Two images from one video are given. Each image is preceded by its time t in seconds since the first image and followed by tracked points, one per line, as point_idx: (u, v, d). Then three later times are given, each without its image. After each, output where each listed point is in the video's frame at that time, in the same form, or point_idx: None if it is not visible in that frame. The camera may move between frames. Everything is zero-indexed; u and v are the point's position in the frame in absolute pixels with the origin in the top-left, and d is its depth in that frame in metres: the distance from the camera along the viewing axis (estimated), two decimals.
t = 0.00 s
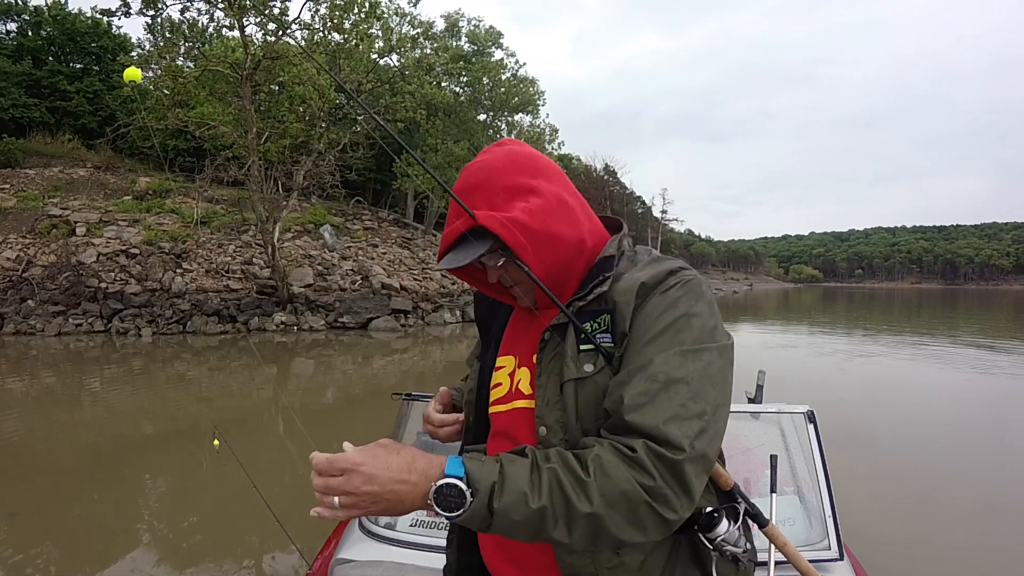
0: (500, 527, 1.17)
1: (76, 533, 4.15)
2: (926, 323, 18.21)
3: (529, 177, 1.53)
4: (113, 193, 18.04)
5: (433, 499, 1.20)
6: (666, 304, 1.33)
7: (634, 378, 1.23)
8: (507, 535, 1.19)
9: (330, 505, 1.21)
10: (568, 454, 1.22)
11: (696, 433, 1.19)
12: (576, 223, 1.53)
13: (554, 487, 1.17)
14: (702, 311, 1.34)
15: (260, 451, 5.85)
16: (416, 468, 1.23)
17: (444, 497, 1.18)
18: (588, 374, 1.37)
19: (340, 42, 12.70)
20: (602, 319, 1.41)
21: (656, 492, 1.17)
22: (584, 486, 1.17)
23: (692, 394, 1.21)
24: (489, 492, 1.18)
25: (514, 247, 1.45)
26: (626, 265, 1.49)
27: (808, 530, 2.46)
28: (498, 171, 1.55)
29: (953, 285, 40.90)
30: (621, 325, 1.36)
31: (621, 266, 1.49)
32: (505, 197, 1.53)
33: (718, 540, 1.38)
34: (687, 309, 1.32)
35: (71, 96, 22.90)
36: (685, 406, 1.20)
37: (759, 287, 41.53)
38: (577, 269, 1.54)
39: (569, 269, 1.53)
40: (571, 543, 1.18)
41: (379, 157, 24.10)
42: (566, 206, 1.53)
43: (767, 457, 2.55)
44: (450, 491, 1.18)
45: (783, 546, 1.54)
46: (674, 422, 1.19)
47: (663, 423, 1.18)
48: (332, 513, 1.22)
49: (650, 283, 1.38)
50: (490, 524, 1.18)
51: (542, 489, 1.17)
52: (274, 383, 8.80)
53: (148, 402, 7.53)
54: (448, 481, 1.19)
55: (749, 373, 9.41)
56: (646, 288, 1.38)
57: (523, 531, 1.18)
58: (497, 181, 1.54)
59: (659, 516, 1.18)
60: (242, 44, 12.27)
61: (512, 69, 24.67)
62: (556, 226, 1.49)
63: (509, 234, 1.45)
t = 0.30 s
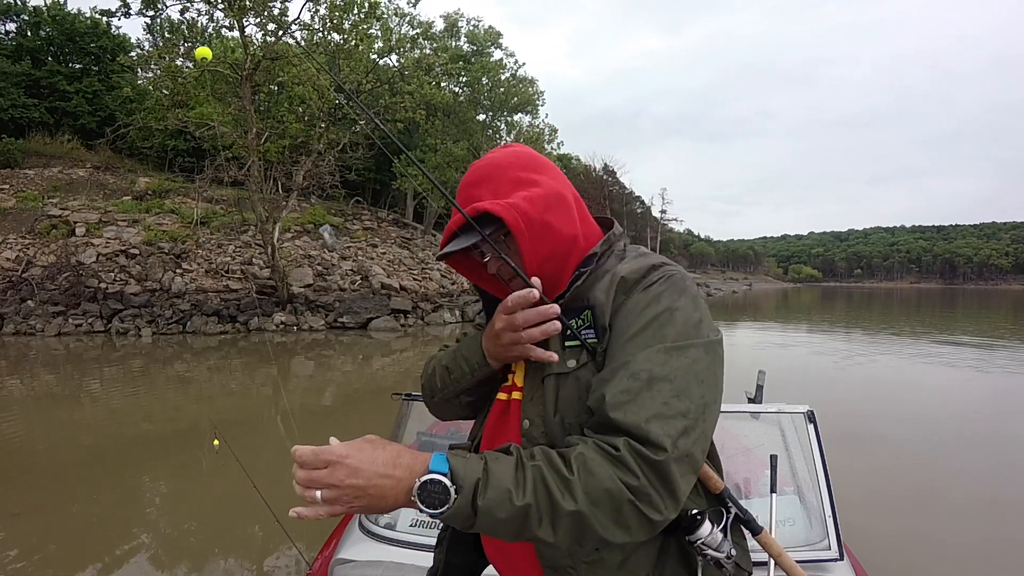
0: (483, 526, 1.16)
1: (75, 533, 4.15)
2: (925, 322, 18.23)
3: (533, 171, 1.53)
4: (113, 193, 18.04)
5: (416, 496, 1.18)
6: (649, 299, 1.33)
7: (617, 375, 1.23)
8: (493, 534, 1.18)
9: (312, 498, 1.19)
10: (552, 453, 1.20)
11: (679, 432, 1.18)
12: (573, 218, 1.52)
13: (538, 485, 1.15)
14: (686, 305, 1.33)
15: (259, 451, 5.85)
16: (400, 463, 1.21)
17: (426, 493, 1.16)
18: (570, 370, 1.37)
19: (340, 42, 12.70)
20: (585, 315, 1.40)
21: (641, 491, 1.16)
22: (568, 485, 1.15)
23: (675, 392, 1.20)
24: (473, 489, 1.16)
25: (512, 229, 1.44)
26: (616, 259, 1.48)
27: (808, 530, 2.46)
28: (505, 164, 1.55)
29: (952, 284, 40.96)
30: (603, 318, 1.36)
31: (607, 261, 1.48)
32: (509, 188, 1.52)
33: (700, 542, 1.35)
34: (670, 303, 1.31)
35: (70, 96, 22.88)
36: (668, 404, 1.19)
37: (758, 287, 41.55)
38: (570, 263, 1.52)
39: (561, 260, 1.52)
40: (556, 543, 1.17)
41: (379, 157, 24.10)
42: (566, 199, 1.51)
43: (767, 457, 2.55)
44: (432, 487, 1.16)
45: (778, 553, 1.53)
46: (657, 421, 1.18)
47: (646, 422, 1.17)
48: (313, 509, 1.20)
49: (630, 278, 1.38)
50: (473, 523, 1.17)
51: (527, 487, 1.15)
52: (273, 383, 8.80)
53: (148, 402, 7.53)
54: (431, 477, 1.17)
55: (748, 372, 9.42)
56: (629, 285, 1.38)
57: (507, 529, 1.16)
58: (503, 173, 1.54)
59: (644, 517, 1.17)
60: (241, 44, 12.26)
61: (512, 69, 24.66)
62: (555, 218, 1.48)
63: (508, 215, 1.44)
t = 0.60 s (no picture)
0: (566, 544, 1.06)
1: (73, 533, 4.13)
2: (925, 322, 18.24)
3: (533, 174, 1.51)
4: (112, 192, 18.04)
5: (484, 520, 1.08)
6: (659, 300, 1.26)
7: (655, 378, 1.15)
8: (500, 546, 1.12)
9: (369, 514, 1.09)
10: (619, 460, 1.11)
11: (732, 421, 1.13)
12: (572, 221, 1.52)
13: (617, 493, 1.07)
14: (696, 299, 1.28)
15: (259, 451, 5.83)
16: (469, 486, 1.09)
17: (498, 513, 1.07)
18: (574, 378, 1.32)
19: (340, 41, 12.69)
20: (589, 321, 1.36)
21: (719, 484, 1.09)
22: (648, 489, 1.07)
23: (719, 385, 1.14)
24: (552, 504, 1.07)
25: (522, 233, 1.41)
26: (615, 259, 1.47)
27: (808, 530, 2.46)
28: (503, 164, 1.52)
29: (951, 284, 41.03)
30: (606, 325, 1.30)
31: (610, 261, 1.48)
32: (510, 191, 1.49)
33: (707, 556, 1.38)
34: (679, 301, 1.25)
35: (70, 95, 22.86)
36: (717, 397, 1.13)
37: (757, 287, 41.63)
38: (569, 266, 1.53)
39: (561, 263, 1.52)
40: (643, 555, 1.07)
41: (379, 157, 24.12)
42: (564, 203, 1.51)
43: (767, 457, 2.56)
44: (504, 506, 1.07)
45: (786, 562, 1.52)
46: (712, 416, 1.11)
47: (703, 418, 1.10)
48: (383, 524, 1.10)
49: (636, 282, 1.33)
50: (554, 542, 1.07)
51: (609, 497, 1.07)
52: (273, 381, 8.79)
53: (148, 401, 7.52)
54: (502, 497, 1.08)
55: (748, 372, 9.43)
56: (632, 287, 1.33)
57: (591, 545, 1.07)
58: (502, 174, 1.51)
59: (724, 511, 1.10)
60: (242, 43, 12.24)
61: (512, 69, 24.67)
62: (557, 223, 1.47)
63: (518, 221, 1.40)
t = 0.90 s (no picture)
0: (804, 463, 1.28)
1: (74, 532, 4.13)
2: (925, 324, 18.22)
3: (540, 171, 1.54)
4: (112, 192, 18.04)
5: (749, 469, 1.22)
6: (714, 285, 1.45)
7: (768, 341, 1.37)
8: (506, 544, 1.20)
9: (634, 509, 1.21)
10: (788, 390, 1.34)
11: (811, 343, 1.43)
12: (577, 221, 1.56)
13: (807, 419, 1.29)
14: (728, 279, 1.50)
15: (260, 450, 5.84)
16: (724, 446, 1.21)
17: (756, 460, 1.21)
18: (612, 381, 1.42)
19: (340, 42, 12.71)
20: (631, 326, 1.45)
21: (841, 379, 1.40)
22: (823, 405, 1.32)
23: (788, 327, 1.42)
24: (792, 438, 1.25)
25: (537, 229, 1.42)
26: (629, 261, 1.55)
27: (808, 530, 2.46)
28: (509, 161, 1.54)
29: (950, 286, 40.96)
30: (658, 326, 1.43)
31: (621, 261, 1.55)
32: (519, 187, 1.50)
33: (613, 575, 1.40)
34: (725, 282, 1.46)
35: (70, 95, 22.85)
36: (795, 336, 1.41)
37: (757, 288, 41.59)
38: (575, 265, 1.55)
39: (569, 261, 1.52)
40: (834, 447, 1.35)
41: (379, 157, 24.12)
42: (571, 201, 1.54)
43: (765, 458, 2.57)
44: (763, 452, 1.21)
45: None
46: (805, 344, 1.40)
47: (806, 346, 1.39)
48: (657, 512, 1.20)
49: (680, 277, 1.47)
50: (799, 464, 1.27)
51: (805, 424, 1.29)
52: (274, 381, 8.82)
53: (149, 401, 7.53)
54: (762, 441, 1.21)
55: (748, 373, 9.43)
56: (677, 280, 1.48)
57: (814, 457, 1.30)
58: (508, 170, 1.52)
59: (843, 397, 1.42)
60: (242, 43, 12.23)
61: (512, 69, 24.68)
62: (567, 222, 1.51)
63: (534, 216, 1.41)
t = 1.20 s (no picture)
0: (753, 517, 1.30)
1: (74, 533, 4.13)
2: (924, 323, 18.25)
3: (566, 169, 1.55)
4: (112, 192, 18.05)
5: (706, 510, 1.25)
6: (724, 309, 1.45)
7: (753, 382, 1.37)
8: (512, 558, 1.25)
9: (595, 555, 1.24)
10: (751, 438, 1.35)
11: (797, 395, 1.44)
12: (597, 222, 1.58)
13: (774, 470, 1.31)
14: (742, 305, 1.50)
15: (260, 450, 5.84)
16: (674, 489, 1.26)
17: (716, 499, 1.24)
18: (626, 392, 1.41)
19: (340, 42, 12.73)
20: (651, 337, 1.45)
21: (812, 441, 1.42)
22: (789, 460, 1.34)
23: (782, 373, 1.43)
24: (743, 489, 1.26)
25: (566, 232, 1.43)
26: (646, 269, 1.56)
27: (808, 530, 2.46)
28: (534, 158, 1.53)
29: (949, 285, 41.00)
30: (676, 341, 1.43)
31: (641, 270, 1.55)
32: (544, 185, 1.51)
33: None
34: (737, 309, 1.46)
35: (70, 95, 22.85)
36: (786, 384, 1.41)
37: (757, 287, 41.61)
38: (593, 267, 1.56)
39: (589, 263, 1.53)
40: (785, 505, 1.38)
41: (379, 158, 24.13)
42: (591, 203, 1.57)
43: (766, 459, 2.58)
44: (721, 492, 1.24)
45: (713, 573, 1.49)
46: (794, 397, 1.41)
47: (793, 399, 1.39)
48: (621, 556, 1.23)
49: (699, 292, 1.47)
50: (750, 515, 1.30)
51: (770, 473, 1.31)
52: (274, 381, 8.82)
53: (148, 401, 7.53)
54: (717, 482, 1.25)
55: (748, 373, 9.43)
56: (694, 295, 1.48)
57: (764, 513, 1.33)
58: (535, 168, 1.51)
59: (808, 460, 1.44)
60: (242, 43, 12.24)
61: (512, 70, 24.72)
62: (589, 224, 1.53)
63: (564, 220, 1.43)
